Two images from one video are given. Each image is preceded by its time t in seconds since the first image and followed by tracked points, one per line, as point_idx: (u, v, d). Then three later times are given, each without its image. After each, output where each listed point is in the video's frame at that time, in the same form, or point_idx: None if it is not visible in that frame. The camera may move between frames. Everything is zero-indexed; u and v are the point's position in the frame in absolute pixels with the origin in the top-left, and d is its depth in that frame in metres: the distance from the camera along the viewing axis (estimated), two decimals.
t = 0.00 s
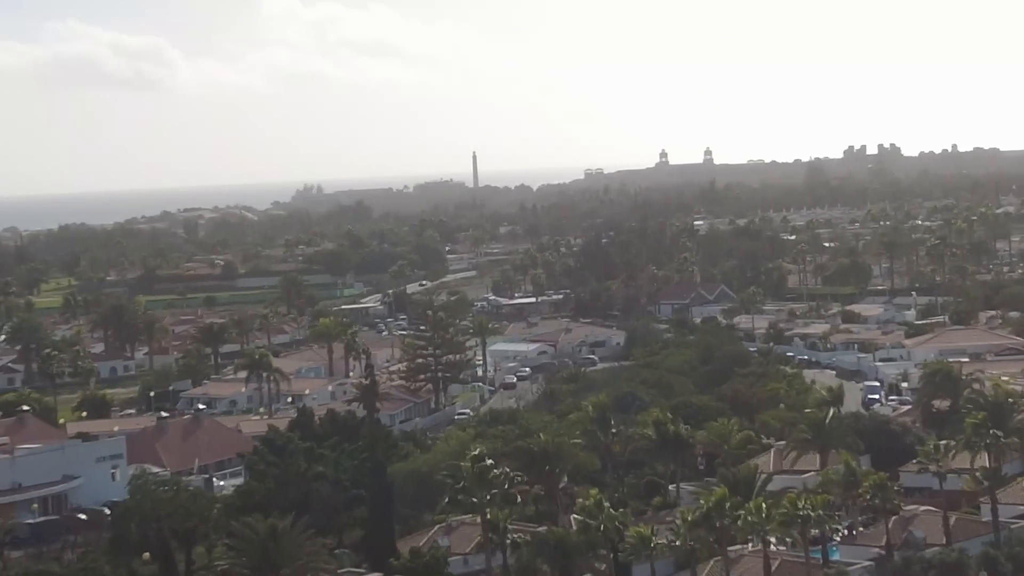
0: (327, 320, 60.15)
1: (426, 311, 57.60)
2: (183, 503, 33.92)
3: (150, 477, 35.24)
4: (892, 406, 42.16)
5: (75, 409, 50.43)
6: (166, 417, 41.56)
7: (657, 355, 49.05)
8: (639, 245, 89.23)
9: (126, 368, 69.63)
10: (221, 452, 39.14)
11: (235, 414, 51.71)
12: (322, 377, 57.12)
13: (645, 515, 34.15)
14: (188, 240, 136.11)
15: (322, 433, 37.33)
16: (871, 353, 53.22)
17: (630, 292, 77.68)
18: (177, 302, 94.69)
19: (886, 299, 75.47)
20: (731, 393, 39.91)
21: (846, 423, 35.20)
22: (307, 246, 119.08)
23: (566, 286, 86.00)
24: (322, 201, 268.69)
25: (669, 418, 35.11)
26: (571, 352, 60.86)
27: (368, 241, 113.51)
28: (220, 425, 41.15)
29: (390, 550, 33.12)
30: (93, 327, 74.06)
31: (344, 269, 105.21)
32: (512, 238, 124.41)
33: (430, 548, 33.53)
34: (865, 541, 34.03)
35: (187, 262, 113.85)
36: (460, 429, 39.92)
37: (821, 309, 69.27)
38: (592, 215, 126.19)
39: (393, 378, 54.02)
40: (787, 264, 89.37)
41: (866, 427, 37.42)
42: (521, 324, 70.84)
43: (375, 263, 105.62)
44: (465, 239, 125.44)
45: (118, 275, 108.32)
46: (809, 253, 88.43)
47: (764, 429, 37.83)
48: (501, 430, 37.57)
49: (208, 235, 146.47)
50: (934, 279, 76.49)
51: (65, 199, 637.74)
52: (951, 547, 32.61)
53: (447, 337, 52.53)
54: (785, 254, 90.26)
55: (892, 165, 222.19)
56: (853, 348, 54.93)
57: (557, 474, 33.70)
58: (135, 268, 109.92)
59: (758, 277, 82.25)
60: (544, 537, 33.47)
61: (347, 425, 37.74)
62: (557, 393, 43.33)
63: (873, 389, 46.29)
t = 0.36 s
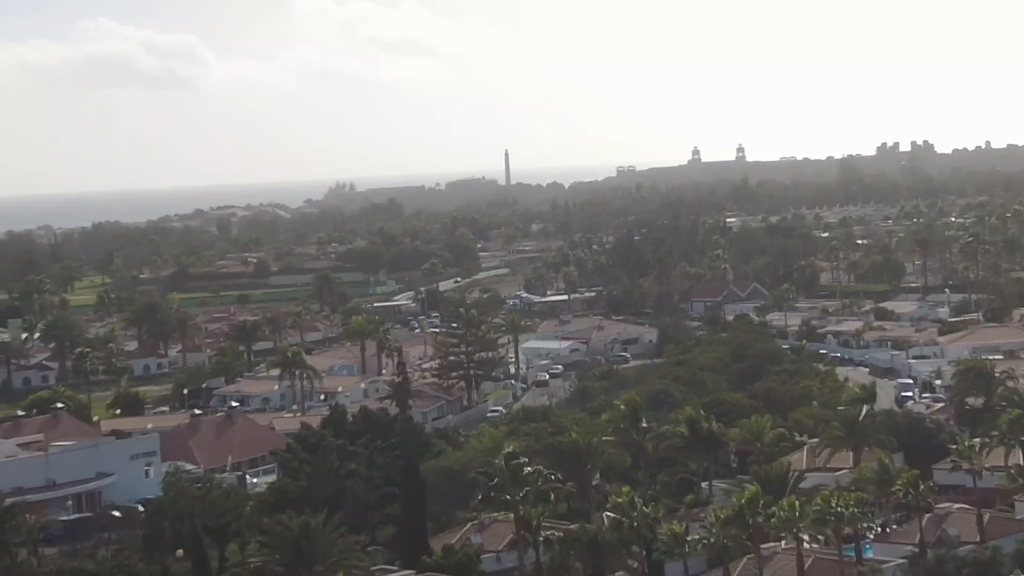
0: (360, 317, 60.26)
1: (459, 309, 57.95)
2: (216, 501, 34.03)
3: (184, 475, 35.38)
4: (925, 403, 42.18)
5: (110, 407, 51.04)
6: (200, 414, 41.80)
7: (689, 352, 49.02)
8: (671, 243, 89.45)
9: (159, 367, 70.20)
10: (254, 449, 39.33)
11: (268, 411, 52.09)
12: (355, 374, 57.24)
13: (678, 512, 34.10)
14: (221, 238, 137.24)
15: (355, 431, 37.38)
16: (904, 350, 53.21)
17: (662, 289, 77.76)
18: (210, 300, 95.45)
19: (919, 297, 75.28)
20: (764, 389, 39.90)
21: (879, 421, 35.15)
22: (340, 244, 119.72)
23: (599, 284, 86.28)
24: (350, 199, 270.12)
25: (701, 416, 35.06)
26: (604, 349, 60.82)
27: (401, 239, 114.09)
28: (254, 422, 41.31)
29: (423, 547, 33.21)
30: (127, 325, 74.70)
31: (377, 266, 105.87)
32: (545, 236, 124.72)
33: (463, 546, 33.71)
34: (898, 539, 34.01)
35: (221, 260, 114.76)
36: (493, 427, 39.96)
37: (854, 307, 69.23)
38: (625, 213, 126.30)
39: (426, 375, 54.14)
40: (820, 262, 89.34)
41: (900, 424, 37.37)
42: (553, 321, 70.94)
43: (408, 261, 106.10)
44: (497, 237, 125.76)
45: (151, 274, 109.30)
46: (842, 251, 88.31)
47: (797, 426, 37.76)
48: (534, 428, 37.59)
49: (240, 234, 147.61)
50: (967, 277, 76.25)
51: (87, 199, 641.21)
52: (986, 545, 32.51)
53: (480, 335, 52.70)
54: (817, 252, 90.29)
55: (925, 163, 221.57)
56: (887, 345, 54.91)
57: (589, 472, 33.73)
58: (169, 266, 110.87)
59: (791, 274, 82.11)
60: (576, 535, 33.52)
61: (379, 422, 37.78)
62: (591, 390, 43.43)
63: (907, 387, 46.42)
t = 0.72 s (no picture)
0: (397, 316, 61.64)
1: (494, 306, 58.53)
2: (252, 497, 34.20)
3: (220, 472, 35.57)
4: (962, 401, 42.21)
5: (145, 405, 51.89)
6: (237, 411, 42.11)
7: (724, 350, 49.10)
8: (706, 240, 89.93)
9: (196, 363, 70.61)
10: (290, 446, 39.60)
11: (304, 409, 52.71)
12: (391, 371, 57.71)
13: (714, 510, 34.09)
14: (257, 236, 138.65)
15: (391, 428, 37.59)
16: (941, 347, 53.26)
17: (698, 286, 77.91)
18: (246, 297, 96.48)
19: (956, 294, 75.10)
20: (801, 386, 39.92)
21: (916, 419, 35.11)
22: (376, 241, 120.67)
23: (634, 281, 86.73)
24: (382, 197, 271.84)
25: (738, 412, 34.96)
26: (639, 346, 60.98)
27: (437, 236, 114.90)
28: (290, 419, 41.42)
29: (459, 544, 33.33)
30: (164, 322, 75.59)
31: (413, 264, 106.72)
32: (581, 233, 125.20)
33: (499, 543, 33.85)
34: (934, 536, 33.99)
35: (257, 257, 115.86)
36: (529, 425, 40.15)
37: (890, 304, 69.22)
38: (661, 209, 126.65)
39: (461, 371, 54.31)
40: (856, 259, 89.38)
41: (937, 422, 37.34)
42: (589, 319, 71.12)
43: (443, 257, 106.75)
44: (532, 234, 126.24)
45: (188, 270, 110.65)
46: (879, 247, 88.25)
47: (832, 423, 37.75)
48: (570, 426, 37.74)
49: (277, 231, 149.18)
50: (1004, 274, 76.00)
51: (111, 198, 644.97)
52: None
53: (515, 331, 52.57)
54: (852, 249, 90.38)
55: (962, 159, 220.81)
56: (924, 343, 55.01)
57: (625, 468, 33.81)
58: (205, 263, 112.13)
59: (827, 272, 82.11)
60: (612, 532, 33.62)
61: (415, 419, 37.99)
62: (627, 387, 43.61)
63: (945, 384, 46.60)
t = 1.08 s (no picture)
0: (434, 311, 62.13)
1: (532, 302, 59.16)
2: (290, 493, 34.37)
3: (259, 468, 35.77)
4: (1003, 397, 42.16)
5: (184, 400, 52.69)
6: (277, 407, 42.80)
7: (763, 346, 49.23)
8: (745, 236, 90.43)
9: (235, 359, 72.41)
10: (329, 442, 40.25)
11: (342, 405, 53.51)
12: (430, 367, 58.79)
13: (752, 506, 34.05)
14: (296, 233, 140.26)
15: (429, 424, 37.84)
16: (981, 344, 53.61)
17: (737, 282, 78.13)
18: (285, 293, 97.53)
19: (995, 290, 74.86)
20: (839, 382, 40.12)
21: (956, 416, 35.04)
22: (414, 237, 121.70)
23: (672, 277, 87.20)
24: (417, 194, 273.73)
25: (777, 409, 34.91)
26: (678, 342, 61.42)
27: (475, 232, 115.82)
28: (327, 415, 42.11)
29: (497, 540, 33.42)
30: (204, 318, 76.57)
31: (451, 260, 107.63)
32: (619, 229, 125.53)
33: (537, 539, 33.95)
34: (975, 533, 33.92)
35: (296, 254, 117.11)
36: (567, 421, 40.36)
37: (930, 301, 69.18)
38: (698, 206, 126.97)
39: (500, 368, 55.70)
40: (895, 254, 89.37)
41: (976, 418, 37.31)
42: (628, 315, 71.61)
43: (481, 254, 107.65)
44: (571, 230, 126.61)
45: (227, 265, 112.23)
46: (919, 244, 88.21)
47: (871, 420, 37.77)
48: (609, 423, 37.90)
49: (315, 227, 150.94)
50: None
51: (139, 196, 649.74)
52: None
53: (554, 328, 54.39)
54: (892, 245, 90.36)
55: (1004, 155, 219.70)
56: (964, 339, 55.29)
57: (663, 464, 33.84)
58: (244, 259, 113.56)
59: (866, 267, 82.55)
60: (650, 528, 33.65)
61: (454, 415, 38.23)
62: (665, 383, 43.99)
63: (984, 380, 46.65)
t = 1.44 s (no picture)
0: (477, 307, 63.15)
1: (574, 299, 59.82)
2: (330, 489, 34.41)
3: (301, 464, 35.91)
4: None
5: (227, 397, 53.77)
6: (318, 404, 43.98)
7: (806, 342, 49.37)
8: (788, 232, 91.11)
9: (276, 355, 73.15)
10: (371, 438, 41.71)
11: (384, 400, 54.59)
12: (471, 363, 59.59)
13: (794, 502, 33.87)
14: (337, 229, 141.62)
15: (471, 421, 38.30)
16: None
17: (778, 279, 78.42)
18: (326, 289, 98.52)
19: None
20: (881, 379, 40.31)
21: (1000, 412, 34.90)
22: (456, 233, 122.83)
23: (713, 274, 88.00)
24: (455, 191, 275.59)
25: (818, 405, 34.77)
26: (719, 338, 61.96)
27: (516, 228, 116.56)
28: (368, 411, 43.37)
29: (538, 536, 33.46)
30: (245, 314, 77.45)
31: (492, 256, 108.41)
32: (661, 224, 125.88)
33: (578, 534, 34.01)
34: (1018, 530, 33.80)
35: (337, 250, 118.03)
36: (608, 418, 40.62)
37: (973, 297, 69.11)
38: (739, 202, 127.27)
39: (541, 364, 56.29)
40: (936, 251, 89.28)
41: (1020, 415, 37.18)
42: (669, 311, 71.89)
43: (522, 250, 108.43)
44: (612, 226, 127.01)
45: (270, 261, 113.81)
46: (962, 240, 88.09)
47: (913, 417, 37.75)
48: (650, 420, 38.07)
49: (358, 223, 152.81)
50: None
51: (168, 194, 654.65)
52: None
53: (595, 323, 54.25)
54: (934, 241, 90.27)
55: None
56: (1008, 335, 55.44)
57: (704, 460, 33.75)
58: (287, 255, 114.96)
59: (908, 263, 82.73)
60: (690, 524, 33.57)
61: (495, 411, 38.63)
62: (707, 380, 44.29)
63: None
